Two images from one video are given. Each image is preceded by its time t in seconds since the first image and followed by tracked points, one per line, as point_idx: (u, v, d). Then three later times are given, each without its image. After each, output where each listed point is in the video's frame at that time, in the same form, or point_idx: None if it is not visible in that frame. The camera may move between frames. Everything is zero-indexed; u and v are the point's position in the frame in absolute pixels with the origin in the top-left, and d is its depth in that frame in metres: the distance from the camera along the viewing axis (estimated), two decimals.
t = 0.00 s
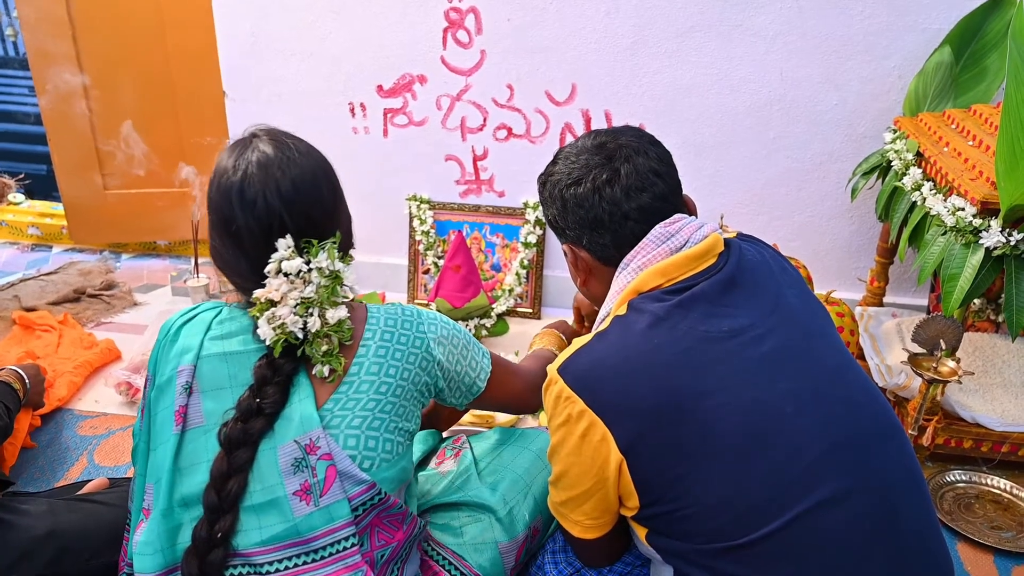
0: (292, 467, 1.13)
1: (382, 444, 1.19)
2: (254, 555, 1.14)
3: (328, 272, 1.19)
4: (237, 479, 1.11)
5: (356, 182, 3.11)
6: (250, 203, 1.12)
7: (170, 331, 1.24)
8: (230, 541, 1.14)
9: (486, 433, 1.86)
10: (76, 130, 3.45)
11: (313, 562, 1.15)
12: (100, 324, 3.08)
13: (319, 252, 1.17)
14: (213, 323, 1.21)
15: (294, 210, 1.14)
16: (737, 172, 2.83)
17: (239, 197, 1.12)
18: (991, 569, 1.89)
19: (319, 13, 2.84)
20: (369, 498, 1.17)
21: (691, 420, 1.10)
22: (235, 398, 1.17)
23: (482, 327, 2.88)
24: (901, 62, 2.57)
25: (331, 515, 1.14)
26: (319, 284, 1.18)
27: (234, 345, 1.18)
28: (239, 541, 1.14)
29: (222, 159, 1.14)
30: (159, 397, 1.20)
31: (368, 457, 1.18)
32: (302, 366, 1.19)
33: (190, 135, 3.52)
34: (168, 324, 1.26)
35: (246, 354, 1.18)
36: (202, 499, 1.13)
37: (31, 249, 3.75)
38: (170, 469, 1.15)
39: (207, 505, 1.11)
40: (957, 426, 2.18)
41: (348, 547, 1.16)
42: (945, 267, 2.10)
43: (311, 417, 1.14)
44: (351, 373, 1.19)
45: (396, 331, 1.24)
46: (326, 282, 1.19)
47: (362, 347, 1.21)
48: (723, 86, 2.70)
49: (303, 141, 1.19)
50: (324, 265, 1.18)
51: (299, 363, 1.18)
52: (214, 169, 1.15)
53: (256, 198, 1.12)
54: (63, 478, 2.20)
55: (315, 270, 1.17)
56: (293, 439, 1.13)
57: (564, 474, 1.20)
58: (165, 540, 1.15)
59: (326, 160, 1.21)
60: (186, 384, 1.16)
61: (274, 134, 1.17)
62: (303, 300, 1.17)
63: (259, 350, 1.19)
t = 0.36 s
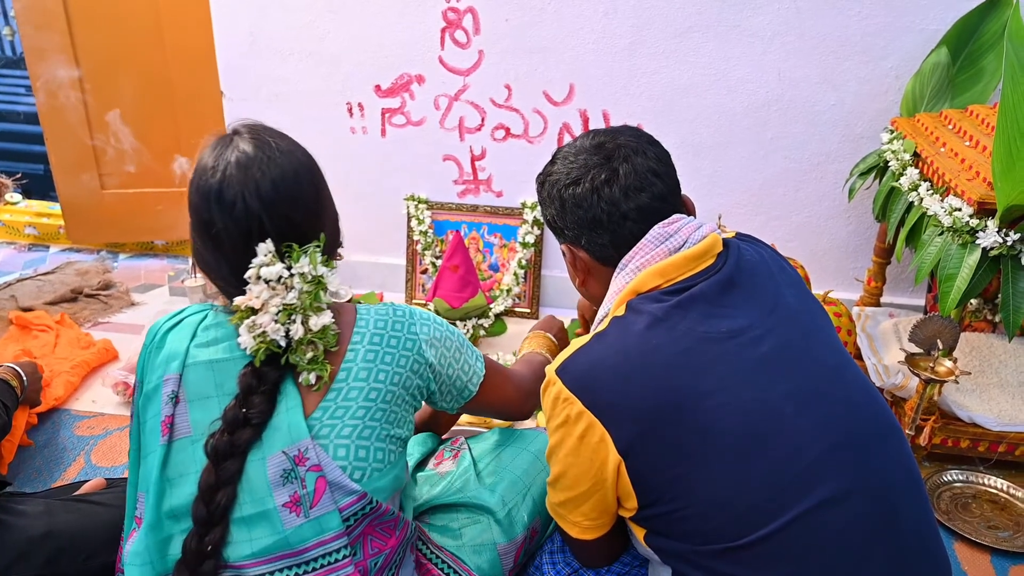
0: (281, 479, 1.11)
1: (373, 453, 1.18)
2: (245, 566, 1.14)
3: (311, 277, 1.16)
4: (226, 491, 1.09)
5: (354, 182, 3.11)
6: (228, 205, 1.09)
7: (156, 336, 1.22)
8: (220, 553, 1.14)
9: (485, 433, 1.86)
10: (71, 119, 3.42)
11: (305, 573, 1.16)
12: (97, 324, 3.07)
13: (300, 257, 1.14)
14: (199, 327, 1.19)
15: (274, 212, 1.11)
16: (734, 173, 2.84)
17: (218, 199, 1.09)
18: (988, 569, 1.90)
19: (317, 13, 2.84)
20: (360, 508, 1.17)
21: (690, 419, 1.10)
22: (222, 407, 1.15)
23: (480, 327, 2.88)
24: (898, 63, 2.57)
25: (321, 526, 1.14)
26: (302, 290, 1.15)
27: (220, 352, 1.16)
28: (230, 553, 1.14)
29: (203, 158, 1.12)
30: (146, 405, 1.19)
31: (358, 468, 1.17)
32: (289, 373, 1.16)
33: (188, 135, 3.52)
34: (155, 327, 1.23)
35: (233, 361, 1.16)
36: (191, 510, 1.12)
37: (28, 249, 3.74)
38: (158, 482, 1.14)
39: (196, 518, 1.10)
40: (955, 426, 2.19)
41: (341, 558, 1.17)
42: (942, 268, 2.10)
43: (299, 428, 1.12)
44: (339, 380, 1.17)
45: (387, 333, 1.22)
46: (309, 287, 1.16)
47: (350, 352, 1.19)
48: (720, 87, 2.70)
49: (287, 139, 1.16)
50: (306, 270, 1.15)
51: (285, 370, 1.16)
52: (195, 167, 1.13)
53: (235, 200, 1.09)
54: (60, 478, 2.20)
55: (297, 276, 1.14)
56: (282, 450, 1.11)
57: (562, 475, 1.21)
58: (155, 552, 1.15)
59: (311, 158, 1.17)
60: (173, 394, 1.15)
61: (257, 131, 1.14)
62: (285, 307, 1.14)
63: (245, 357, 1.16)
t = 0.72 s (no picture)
0: (270, 494, 1.09)
1: (364, 467, 1.16)
2: None
3: (289, 285, 1.10)
4: (215, 505, 1.08)
5: (353, 182, 3.10)
6: (203, 206, 1.05)
7: (139, 344, 1.19)
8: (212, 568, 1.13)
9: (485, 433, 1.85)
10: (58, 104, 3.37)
11: None
12: (95, 324, 3.07)
13: (278, 264, 1.08)
14: (183, 336, 1.16)
15: (250, 214, 1.06)
16: (733, 173, 2.84)
17: (192, 199, 1.05)
18: (987, 568, 1.90)
19: (315, 12, 2.84)
20: (352, 522, 1.15)
21: (690, 420, 1.10)
22: (208, 419, 1.13)
23: (479, 327, 2.88)
24: (896, 63, 2.58)
25: (312, 542, 1.12)
26: (281, 297, 1.10)
27: (205, 362, 1.13)
28: (222, 568, 1.13)
29: (181, 156, 1.07)
30: (133, 416, 1.17)
31: (350, 482, 1.14)
32: (275, 383, 1.13)
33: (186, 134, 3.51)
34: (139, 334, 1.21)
35: (218, 372, 1.13)
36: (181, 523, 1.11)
37: (26, 248, 3.72)
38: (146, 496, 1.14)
39: (187, 532, 1.09)
40: (953, 426, 2.19)
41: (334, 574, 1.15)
42: (940, 267, 2.10)
43: (287, 443, 1.09)
44: (326, 392, 1.14)
45: (375, 339, 1.18)
46: (287, 294, 1.10)
47: (337, 360, 1.15)
48: (719, 87, 2.71)
49: (272, 137, 1.10)
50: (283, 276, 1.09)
51: (270, 380, 1.12)
52: (172, 166, 1.09)
53: (209, 202, 1.04)
54: (58, 478, 2.19)
55: (275, 282, 1.09)
56: (269, 466, 1.09)
57: (562, 477, 1.21)
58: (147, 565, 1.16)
59: (295, 158, 1.11)
60: (158, 406, 1.13)
61: (239, 129, 1.09)
62: (262, 315, 1.10)
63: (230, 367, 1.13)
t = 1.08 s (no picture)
0: (262, 513, 1.10)
1: (357, 485, 1.16)
2: None
3: (271, 292, 1.07)
4: (207, 519, 1.08)
5: (354, 182, 3.10)
6: (182, 208, 1.03)
7: (124, 354, 1.18)
8: None
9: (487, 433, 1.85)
10: (54, 102, 3.37)
11: None
12: (96, 323, 3.07)
13: (258, 271, 1.06)
14: (168, 347, 1.15)
15: (229, 217, 1.04)
16: (734, 172, 2.83)
17: (171, 201, 1.03)
18: (988, 568, 1.90)
19: (316, 12, 2.84)
20: (347, 539, 1.16)
21: (696, 423, 1.09)
22: (195, 433, 1.13)
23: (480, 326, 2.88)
24: (898, 62, 2.57)
25: (306, 560, 1.14)
26: (262, 305, 1.07)
27: (191, 376, 1.13)
28: None
29: (161, 155, 1.06)
30: (119, 429, 1.17)
31: (343, 500, 1.15)
32: (261, 396, 1.12)
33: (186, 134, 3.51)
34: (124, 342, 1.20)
35: (205, 385, 1.13)
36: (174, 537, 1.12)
37: (27, 248, 3.71)
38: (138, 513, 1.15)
39: (181, 545, 1.09)
40: (955, 426, 2.18)
41: None
42: (942, 266, 2.10)
43: (276, 462, 1.09)
44: (315, 407, 1.13)
45: (365, 350, 1.16)
46: (269, 302, 1.07)
47: (325, 373, 1.14)
48: (720, 86, 2.70)
49: (256, 136, 1.08)
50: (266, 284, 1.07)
51: (257, 393, 1.11)
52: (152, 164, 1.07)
53: (188, 204, 1.03)
54: (59, 477, 2.20)
55: (255, 290, 1.06)
56: (260, 485, 1.09)
57: (566, 479, 1.22)
58: None
59: (280, 158, 1.09)
60: (146, 422, 1.13)
61: (222, 128, 1.07)
62: (243, 324, 1.07)
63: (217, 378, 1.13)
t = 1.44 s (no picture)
0: (257, 534, 1.11)
1: (354, 502, 1.16)
2: None
3: (259, 300, 1.07)
4: (203, 533, 1.08)
5: (355, 181, 3.10)
6: (166, 212, 1.02)
7: (112, 369, 1.18)
8: None
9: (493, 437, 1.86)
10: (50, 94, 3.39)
11: None
12: (99, 322, 3.08)
13: (246, 279, 1.05)
14: (158, 362, 1.15)
15: (214, 222, 1.03)
16: (738, 171, 2.82)
17: (156, 204, 1.03)
18: (993, 569, 1.89)
19: (318, 12, 2.84)
20: (344, 557, 1.17)
21: (705, 425, 1.08)
22: (186, 449, 1.13)
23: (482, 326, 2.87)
24: (903, 60, 2.56)
25: None
26: (250, 314, 1.07)
27: (181, 392, 1.13)
28: None
29: (148, 156, 1.05)
30: (110, 445, 1.17)
31: (340, 519, 1.16)
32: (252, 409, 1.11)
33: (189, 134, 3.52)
34: (113, 354, 1.20)
35: (195, 400, 1.13)
36: (170, 552, 1.13)
37: (32, 247, 3.70)
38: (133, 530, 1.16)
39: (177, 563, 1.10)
40: (960, 425, 2.17)
41: None
42: (947, 266, 2.09)
43: (271, 483, 1.09)
44: (308, 425, 1.13)
45: (358, 364, 1.16)
46: (257, 311, 1.07)
47: (316, 390, 1.13)
48: (723, 85, 2.69)
49: (245, 138, 1.07)
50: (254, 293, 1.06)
51: (249, 406, 1.11)
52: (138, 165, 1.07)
53: (173, 207, 1.02)
54: (65, 475, 2.21)
55: (243, 298, 1.05)
56: (255, 505, 1.10)
57: (573, 481, 1.21)
58: None
59: (270, 160, 1.08)
60: (137, 438, 1.14)
61: (210, 129, 1.06)
62: (230, 334, 1.07)
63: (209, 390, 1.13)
